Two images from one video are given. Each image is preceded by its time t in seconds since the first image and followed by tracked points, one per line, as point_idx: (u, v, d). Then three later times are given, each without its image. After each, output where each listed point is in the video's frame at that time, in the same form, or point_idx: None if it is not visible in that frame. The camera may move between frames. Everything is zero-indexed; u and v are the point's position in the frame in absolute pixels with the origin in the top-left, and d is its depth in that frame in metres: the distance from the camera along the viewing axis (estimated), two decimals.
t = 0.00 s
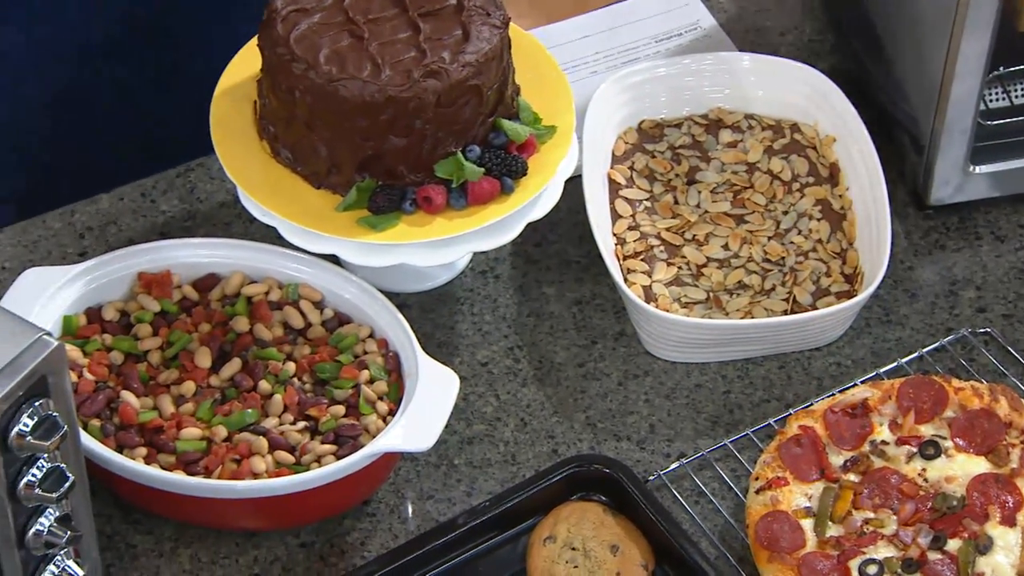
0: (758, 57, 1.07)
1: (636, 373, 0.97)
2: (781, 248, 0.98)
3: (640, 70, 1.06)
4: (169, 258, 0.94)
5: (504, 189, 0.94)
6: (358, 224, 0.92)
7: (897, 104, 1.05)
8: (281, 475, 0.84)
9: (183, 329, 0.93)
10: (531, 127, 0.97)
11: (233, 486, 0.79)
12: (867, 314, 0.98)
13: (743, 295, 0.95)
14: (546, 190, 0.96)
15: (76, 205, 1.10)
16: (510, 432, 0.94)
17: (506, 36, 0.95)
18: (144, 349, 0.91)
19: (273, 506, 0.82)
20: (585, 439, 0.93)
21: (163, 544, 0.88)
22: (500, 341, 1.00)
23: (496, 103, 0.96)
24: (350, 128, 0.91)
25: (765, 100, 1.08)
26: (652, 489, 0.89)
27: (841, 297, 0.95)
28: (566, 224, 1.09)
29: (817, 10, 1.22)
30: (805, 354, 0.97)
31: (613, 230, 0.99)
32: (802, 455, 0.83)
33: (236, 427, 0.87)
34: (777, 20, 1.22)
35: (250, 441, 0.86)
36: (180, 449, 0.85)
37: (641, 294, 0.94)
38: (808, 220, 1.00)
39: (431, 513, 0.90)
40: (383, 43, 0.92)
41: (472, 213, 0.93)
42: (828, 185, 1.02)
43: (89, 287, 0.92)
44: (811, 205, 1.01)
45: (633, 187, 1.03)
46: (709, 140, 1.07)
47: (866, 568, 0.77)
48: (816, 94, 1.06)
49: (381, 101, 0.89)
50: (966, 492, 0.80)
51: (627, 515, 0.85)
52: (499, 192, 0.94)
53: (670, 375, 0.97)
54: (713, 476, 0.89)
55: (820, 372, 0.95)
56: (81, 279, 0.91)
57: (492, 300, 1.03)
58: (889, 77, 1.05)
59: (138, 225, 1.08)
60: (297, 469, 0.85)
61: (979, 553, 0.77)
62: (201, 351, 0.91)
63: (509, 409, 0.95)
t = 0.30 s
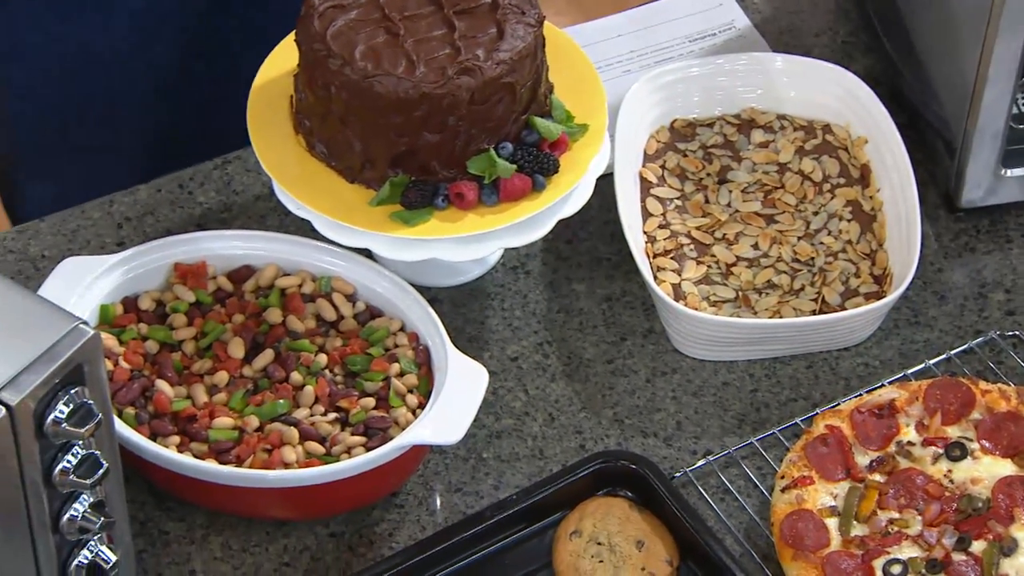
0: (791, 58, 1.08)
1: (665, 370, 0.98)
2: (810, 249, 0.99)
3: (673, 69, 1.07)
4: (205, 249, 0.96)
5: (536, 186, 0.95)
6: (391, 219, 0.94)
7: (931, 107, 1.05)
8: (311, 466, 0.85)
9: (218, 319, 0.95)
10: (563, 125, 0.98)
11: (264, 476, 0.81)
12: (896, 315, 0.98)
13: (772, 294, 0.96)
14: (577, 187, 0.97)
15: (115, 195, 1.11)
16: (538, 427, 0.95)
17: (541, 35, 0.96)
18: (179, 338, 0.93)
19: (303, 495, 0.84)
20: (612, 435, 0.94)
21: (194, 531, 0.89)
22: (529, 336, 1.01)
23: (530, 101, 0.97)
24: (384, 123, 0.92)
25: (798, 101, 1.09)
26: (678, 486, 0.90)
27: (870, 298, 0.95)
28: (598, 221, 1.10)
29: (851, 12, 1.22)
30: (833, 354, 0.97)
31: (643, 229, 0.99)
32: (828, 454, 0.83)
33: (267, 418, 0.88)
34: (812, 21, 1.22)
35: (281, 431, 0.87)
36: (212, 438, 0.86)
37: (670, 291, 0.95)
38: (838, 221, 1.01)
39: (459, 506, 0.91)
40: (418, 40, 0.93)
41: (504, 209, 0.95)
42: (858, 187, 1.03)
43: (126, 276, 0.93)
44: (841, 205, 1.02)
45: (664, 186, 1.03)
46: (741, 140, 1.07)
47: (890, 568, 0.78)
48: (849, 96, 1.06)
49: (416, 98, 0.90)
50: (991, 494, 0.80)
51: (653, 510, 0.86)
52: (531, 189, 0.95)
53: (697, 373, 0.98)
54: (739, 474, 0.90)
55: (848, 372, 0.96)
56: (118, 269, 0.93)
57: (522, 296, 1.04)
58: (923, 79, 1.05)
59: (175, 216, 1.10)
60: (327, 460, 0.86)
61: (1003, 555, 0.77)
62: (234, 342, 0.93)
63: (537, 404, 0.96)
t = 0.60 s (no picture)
0: (823, 58, 1.09)
1: (692, 366, 0.99)
2: (839, 247, 0.99)
3: (705, 67, 1.08)
4: (240, 239, 0.98)
5: (567, 181, 0.96)
6: (423, 212, 0.95)
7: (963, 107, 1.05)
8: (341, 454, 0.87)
9: (251, 308, 0.96)
10: (595, 121, 0.99)
11: (295, 464, 0.82)
12: (924, 315, 0.99)
13: (800, 292, 0.97)
14: (608, 183, 0.99)
15: (153, 185, 1.13)
16: (565, 420, 0.96)
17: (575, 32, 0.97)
18: (214, 327, 0.95)
19: (333, 483, 0.85)
20: (639, 429, 0.95)
21: (226, 517, 0.91)
22: (559, 330, 1.02)
23: (563, 98, 0.98)
24: (418, 117, 0.93)
25: (829, 100, 1.09)
26: (704, 480, 0.91)
27: (898, 297, 0.96)
28: (628, 217, 1.11)
29: (885, 12, 1.22)
30: (860, 353, 0.98)
31: (673, 225, 1.00)
32: (853, 452, 0.84)
33: (299, 407, 0.90)
34: (845, 21, 1.22)
35: (312, 420, 0.89)
36: (244, 426, 0.88)
37: (699, 287, 0.96)
38: (867, 220, 1.01)
39: (487, 496, 0.92)
40: (453, 35, 0.94)
41: (535, 204, 0.96)
42: (888, 187, 1.03)
43: (163, 264, 0.95)
44: (871, 205, 1.02)
45: (694, 183, 1.04)
46: (772, 138, 1.08)
47: (913, 565, 0.78)
48: (880, 96, 1.07)
49: (450, 93, 0.92)
50: (1015, 494, 0.81)
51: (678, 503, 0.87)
52: (562, 185, 0.96)
53: (724, 369, 0.98)
54: (764, 470, 0.91)
55: (874, 371, 0.96)
56: (155, 257, 0.95)
57: (552, 290, 1.05)
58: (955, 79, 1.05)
59: (211, 206, 1.12)
60: (357, 448, 0.88)
61: None
62: (268, 331, 0.94)
63: (565, 397, 0.98)
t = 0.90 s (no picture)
0: (863, 60, 1.10)
1: (726, 365, 1.00)
2: (875, 250, 1.00)
3: (746, 68, 1.09)
4: (282, 232, 1.00)
5: (605, 180, 0.97)
6: (462, 208, 0.96)
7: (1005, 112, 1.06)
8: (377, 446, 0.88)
9: (292, 300, 0.98)
10: (634, 121, 1.00)
11: (331, 454, 0.84)
12: (960, 319, 1.00)
13: (836, 294, 0.97)
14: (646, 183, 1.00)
15: (197, 176, 1.16)
16: (599, 416, 0.97)
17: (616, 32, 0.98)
18: (254, 317, 0.97)
19: (369, 474, 0.87)
20: (672, 427, 0.96)
21: (262, 505, 0.92)
22: (594, 327, 1.03)
23: (602, 97, 0.99)
24: (459, 115, 0.95)
25: (869, 103, 1.10)
26: (735, 479, 0.92)
27: (934, 300, 0.96)
28: (666, 216, 1.12)
29: (927, 16, 1.23)
30: (894, 355, 0.98)
31: (710, 225, 1.01)
32: (886, 453, 0.84)
33: (336, 398, 0.91)
34: (886, 24, 1.22)
35: (349, 412, 0.90)
36: (282, 415, 0.89)
37: (734, 287, 0.97)
38: (904, 224, 1.01)
39: (520, 490, 0.93)
40: (495, 34, 0.95)
41: (574, 202, 0.97)
42: (926, 191, 1.03)
43: (205, 255, 0.97)
44: (908, 208, 1.02)
45: (732, 183, 1.05)
46: (811, 140, 1.08)
47: (944, 568, 0.79)
48: (919, 99, 1.08)
49: (490, 91, 0.93)
50: None
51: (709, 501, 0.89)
52: (600, 183, 0.97)
53: (759, 368, 0.99)
54: (796, 470, 0.92)
55: (908, 374, 0.97)
56: (197, 248, 0.97)
57: (588, 287, 1.06)
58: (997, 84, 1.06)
59: (254, 198, 1.14)
60: (392, 440, 0.89)
61: None
62: (307, 323, 0.96)
63: (599, 394, 0.99)
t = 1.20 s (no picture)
0: (909, 63, 1.09)
1: (764, 365, 1.01)
2: (916, 254, 1.02)
3: (791, 70, 1.10)
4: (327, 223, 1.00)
5: (648, 179, 0.98)
6: (505, 202, 0.96)
7: None
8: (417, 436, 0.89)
9: (335, 291, 0.98)
10: (678, 121, 1.01)
11: (373, 443, 0.85)
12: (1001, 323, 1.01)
13: (875, 296, 0.98)
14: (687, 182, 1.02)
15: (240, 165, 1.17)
16: (636, 413, 0.98)
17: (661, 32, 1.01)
18: (299, 308, 0.96)
19: (410, 464, 0.88)
20: (709, 425, 0.97)
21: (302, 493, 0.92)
22: (635, 323, 1.03)
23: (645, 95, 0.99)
24: (501, 111, 0.95)
25: (913, 106, 1.11)
26: (772, 478, 0.93)
27: (973, 305, 0.98)
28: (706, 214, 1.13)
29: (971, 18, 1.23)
30: (931, 359, 1.00)
31: (752, 226, 1.04)
32: (922, 455, 0.90)
33: (377, 388, 0.93)
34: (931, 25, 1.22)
35: (389, 403, 0.92)
36: (325, 405, 0.91)
37: (774, 287, 0.99)
38: (946, 228, 1.04)
39: (556, 485, 0.93)
40: (542, 31, 0.94)
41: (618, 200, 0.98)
42: (968, 196, 1.06)
43: (256, 246, 0.96)
44: (950, 213, 1.05)
45: (774, 184, 1.07)
46: (854, 142, 1.10)
47: (977, 570, 0.85)
48: (965, 104, 1.09)
49: (534, 89, 0.94)
50: None
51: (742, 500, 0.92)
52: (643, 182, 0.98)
53: (798, 367, 1.00)
54: (832, 470, 0.94)
55: (946, 377, 0.98)
56: (246, 240, 0.96)
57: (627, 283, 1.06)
58: None
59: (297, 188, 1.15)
60: (432, 431, 0.91)
61: None
62: (349, 314, 0.96)
63: (637, 390, 0.99)
